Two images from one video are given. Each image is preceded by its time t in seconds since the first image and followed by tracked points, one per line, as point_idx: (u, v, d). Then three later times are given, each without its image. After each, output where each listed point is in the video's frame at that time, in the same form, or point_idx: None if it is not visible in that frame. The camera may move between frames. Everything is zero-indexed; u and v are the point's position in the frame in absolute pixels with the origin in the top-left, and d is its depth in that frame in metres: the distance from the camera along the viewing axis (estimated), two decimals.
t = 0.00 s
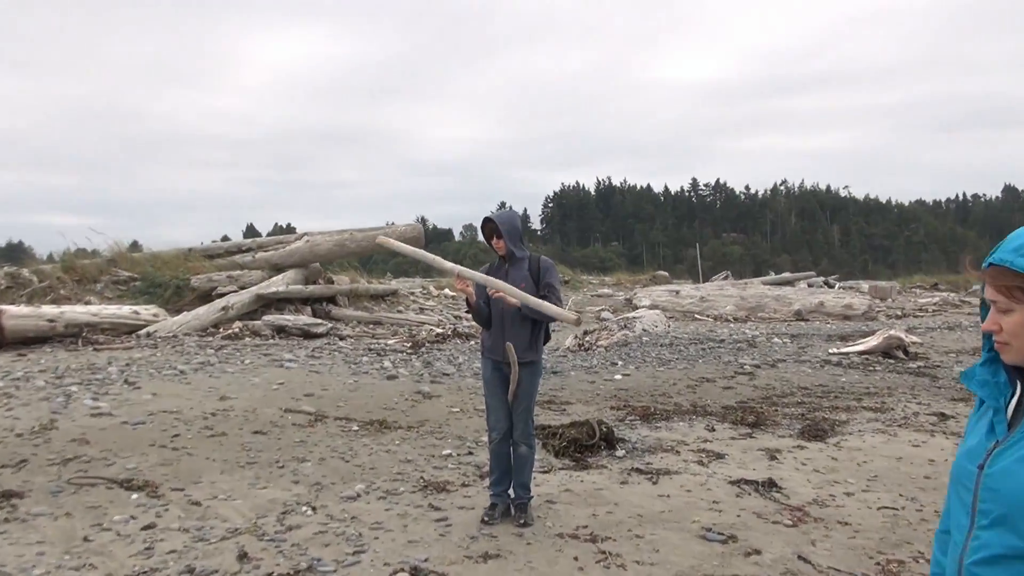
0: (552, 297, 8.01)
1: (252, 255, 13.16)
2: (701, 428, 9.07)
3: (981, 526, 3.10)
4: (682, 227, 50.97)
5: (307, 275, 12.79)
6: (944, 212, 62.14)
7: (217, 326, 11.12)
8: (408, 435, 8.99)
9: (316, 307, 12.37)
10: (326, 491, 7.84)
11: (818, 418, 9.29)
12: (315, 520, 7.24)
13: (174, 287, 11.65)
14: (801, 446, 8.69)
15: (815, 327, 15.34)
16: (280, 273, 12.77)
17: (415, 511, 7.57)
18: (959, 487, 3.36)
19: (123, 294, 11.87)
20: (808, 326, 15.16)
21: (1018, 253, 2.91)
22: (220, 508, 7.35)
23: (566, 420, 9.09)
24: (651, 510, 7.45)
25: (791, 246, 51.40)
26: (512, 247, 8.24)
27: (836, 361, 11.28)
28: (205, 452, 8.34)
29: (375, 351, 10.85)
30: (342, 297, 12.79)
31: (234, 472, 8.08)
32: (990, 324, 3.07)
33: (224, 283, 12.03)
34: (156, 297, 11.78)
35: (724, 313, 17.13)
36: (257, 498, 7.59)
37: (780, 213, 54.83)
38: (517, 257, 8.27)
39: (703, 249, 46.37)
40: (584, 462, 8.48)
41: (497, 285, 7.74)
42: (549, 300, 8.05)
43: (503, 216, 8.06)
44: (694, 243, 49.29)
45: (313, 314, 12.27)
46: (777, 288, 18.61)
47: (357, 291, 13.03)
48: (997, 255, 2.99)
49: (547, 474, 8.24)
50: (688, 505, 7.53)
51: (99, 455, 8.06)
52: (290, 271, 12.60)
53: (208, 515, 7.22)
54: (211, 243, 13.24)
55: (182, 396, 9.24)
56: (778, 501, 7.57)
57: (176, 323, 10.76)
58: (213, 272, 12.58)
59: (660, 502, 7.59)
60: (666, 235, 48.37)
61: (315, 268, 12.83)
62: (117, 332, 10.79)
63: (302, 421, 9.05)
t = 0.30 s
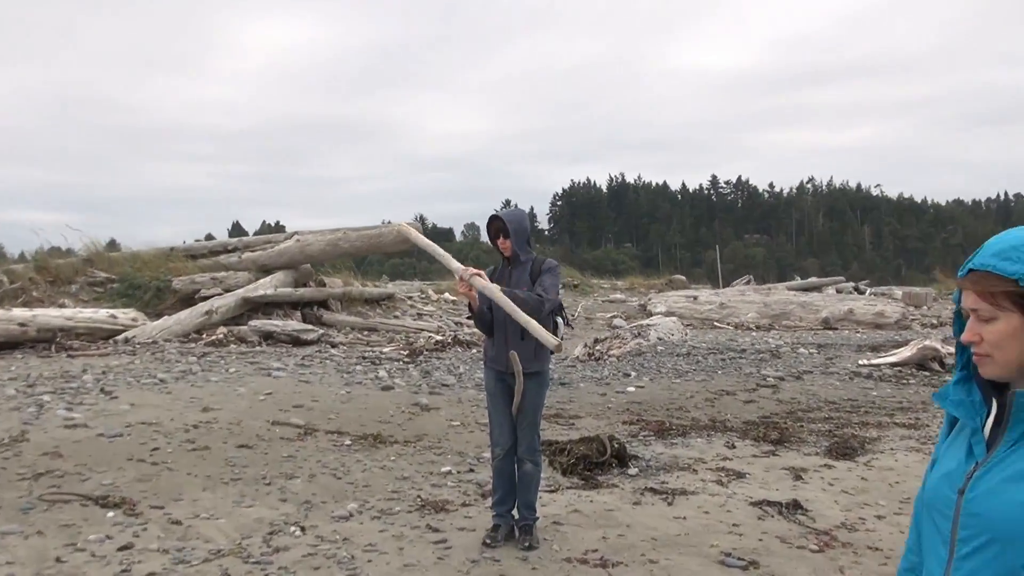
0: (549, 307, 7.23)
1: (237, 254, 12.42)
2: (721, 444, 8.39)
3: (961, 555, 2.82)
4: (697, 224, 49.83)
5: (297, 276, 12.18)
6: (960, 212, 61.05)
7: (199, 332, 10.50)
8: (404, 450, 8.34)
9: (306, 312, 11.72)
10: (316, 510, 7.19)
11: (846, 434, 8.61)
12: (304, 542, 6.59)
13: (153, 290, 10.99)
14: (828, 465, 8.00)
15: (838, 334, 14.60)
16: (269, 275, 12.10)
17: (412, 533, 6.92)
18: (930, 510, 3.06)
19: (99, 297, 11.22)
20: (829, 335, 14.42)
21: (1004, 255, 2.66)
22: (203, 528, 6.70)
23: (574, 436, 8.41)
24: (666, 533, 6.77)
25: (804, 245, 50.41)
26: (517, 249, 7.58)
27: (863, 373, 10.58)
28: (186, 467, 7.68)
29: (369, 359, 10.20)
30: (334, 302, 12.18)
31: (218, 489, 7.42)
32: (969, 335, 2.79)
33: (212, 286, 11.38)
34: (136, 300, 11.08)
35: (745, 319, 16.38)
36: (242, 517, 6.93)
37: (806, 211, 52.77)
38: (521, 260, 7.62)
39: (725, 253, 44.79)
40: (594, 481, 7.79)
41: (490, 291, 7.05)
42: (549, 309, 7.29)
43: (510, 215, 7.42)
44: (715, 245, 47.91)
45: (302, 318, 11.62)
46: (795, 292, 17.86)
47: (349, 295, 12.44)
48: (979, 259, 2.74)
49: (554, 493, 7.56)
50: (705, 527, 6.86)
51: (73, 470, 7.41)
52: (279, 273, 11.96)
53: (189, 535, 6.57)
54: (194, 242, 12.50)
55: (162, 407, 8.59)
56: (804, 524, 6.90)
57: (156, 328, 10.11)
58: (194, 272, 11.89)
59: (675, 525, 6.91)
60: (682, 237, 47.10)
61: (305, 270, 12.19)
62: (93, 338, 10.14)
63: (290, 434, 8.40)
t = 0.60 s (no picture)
0: (545, 320, 6.60)
1: (220, 256, 11.81)
2: (737, 465, 7.78)
3: (911, 565, 2.70)
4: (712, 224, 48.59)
5: (283, 279, 11.63)
6: (972, 213, 60.02)
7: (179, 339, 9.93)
8: (397, 468, 7.75)
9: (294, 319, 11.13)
10: (302, 533, 6.59)
11: (872, 453, 7.98)
12: (289, 567, 6.00)
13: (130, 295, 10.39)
14: (853, 487, 7.37)
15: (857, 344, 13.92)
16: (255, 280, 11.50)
17: (405, 558, 6.33)
18: (874, 527, 2.95)
19: (73, 303, 10.66)
20: (847, 345, 13.75)
21: (962, 244, 2.62)
22: (181, 551, 6.10)
23: (580, 455, 7.81)
24: (678, 561, 6.16)
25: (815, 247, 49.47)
26: (519, 254, 6.98)
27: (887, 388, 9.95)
28: (164, 485, 7.07)
29: (361, 371, 9.62)
30: (323, 308, 11.59)
31: (198, 509, 6.81)
32: (923, 327, 2.71)
33: (196, 291, 10.78)
34: (113, 306, 10.46)
35: (763, 329, 15.67)
36: (222, 539, 6.33)
37: (833, 215, 50.45)
38: (523, 267, 7.02)
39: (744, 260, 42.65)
40: (600, 504, 7.18)
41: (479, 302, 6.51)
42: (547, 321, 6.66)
43: (513, 218, 6.85)
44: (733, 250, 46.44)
45: (290, 326, 11.04)
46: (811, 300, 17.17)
47: (339, 301, 11.83)
48: (934, 247, 2.69)
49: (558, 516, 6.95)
50: (720, 554, 6.24)
51: (42, 487, 6.79)
52: (264, 277, 11.42)
53: (166, 559, 5.97)
54: (173, 243, 11.89)
55: (138, 421, 7.99)
56: (828, 551, 6.29)
57: (132, 336, 9.54)
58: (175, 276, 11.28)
59: (689, 551, 6.30)
60: (699, 242, 45.29)
61: (293, 274, 11.70)
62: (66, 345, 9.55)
63: (275, 450, 7.81)
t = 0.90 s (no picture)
0: (542, 328, 6.04)
1: (199, 258, 11.27)
2: (751, 485, 7.20)
3: None
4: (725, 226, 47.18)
5: (267, 283, 11.11)
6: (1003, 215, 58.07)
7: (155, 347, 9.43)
8: (387, 486, 7.19)
9: (278, 326, 10.60)
10: (285, 556, 6.01)
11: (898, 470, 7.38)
12: None
13: (101, 299, 10.05)
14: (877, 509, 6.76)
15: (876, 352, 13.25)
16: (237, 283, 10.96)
17: None
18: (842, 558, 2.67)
19: (41, 307, 10.26)
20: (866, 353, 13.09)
21: (916, 246, 2.40)
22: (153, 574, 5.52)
23: (583, 473, 7.24)
24: None
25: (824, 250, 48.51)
26: (518, 258, 6.45)
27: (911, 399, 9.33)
28: (138, 503, 6.50)
29: (350, 382, 9.08)
30: (309, 315, 11.04)
31: (174, 528, 6.24)
32: (886, 338, 2.46)
33: (177, 295, 10.27)
34: (83, 309, 10.11)
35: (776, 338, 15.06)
36: (197, 562, 5.76)
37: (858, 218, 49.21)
38: (521, 272, 6.50)
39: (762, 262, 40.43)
40: (604, 526, 6.58)
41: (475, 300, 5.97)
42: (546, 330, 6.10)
43: (513, 219, 6.34)
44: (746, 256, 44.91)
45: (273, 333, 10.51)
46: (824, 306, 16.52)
47: (327, 307, 11.28)
48: (889, 253, 2.46)
49: (561, 540, 6.36)
50: None
51: (4, 505, 6.22)
52: (246, 280, 10.88)
53: None
54: (149, 244, 11.39)
55: (111, 434, 7.44)
56: None
57: (105, 343, 9.04)
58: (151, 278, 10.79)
59: None
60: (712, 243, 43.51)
61: (278, 278, 11.16)
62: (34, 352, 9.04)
63: (257, 466, 7.26)
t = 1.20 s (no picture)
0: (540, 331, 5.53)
1: (176, 259, 10.77)
2: (764, 503, 6.67)
3: None
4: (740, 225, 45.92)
5: (247, 285, 10.61)
6: None
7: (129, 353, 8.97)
8: (376, 502, 6.65)
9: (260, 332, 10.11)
10: None
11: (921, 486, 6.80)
12: None
13: (70, 303, 9.63)
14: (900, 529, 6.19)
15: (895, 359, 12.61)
16: (216, 285, 10.49)
17: None
18: None
19: (7, 311, 9.80)
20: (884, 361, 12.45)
21: (908, 250, 2.24)
22: None
23: (585, 490, 6.71)
24: None
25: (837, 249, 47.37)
26: (516, 259, 5.97)
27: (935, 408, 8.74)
28: (110, 520, 5.93)
29: (336, 392, 8.60)
30: (293, 319, 10.52)
31: (148, 547, 5.66)
32: (873, 348, 2.29)
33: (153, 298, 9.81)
34: (52, 313, 9.68)
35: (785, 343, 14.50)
36: None
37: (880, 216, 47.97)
38: (519, 275, 6.01)
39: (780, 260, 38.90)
40: (608, 546, 6.01)
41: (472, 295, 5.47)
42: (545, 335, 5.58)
43: (509, 218, 5.87)
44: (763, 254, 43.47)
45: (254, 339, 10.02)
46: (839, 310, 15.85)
47: (312, 310, 10.75)
48: (881, 257, 2.30)
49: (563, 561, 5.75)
50: None
51: None
52: (226, 281, 10.40)
53: None
54: (123, 244, 10.87)
55: (81, 446, 6.92)
56: None
57: (74, 349, 8.60)
58: (125, 280, 10.30)
59: None
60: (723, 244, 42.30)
61: (259, 280, 10.68)
62: None
63: (236, 481, 6.71)
